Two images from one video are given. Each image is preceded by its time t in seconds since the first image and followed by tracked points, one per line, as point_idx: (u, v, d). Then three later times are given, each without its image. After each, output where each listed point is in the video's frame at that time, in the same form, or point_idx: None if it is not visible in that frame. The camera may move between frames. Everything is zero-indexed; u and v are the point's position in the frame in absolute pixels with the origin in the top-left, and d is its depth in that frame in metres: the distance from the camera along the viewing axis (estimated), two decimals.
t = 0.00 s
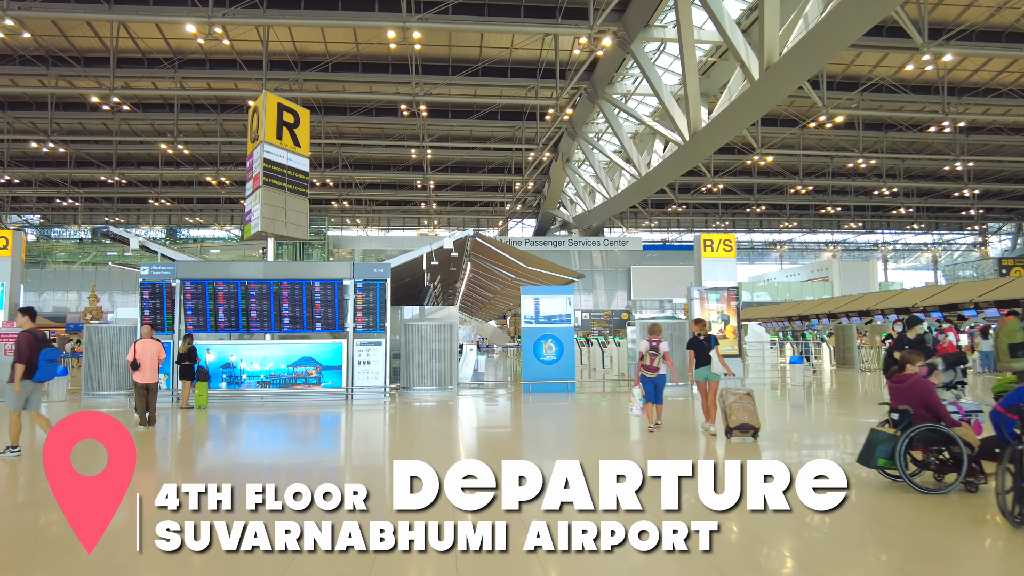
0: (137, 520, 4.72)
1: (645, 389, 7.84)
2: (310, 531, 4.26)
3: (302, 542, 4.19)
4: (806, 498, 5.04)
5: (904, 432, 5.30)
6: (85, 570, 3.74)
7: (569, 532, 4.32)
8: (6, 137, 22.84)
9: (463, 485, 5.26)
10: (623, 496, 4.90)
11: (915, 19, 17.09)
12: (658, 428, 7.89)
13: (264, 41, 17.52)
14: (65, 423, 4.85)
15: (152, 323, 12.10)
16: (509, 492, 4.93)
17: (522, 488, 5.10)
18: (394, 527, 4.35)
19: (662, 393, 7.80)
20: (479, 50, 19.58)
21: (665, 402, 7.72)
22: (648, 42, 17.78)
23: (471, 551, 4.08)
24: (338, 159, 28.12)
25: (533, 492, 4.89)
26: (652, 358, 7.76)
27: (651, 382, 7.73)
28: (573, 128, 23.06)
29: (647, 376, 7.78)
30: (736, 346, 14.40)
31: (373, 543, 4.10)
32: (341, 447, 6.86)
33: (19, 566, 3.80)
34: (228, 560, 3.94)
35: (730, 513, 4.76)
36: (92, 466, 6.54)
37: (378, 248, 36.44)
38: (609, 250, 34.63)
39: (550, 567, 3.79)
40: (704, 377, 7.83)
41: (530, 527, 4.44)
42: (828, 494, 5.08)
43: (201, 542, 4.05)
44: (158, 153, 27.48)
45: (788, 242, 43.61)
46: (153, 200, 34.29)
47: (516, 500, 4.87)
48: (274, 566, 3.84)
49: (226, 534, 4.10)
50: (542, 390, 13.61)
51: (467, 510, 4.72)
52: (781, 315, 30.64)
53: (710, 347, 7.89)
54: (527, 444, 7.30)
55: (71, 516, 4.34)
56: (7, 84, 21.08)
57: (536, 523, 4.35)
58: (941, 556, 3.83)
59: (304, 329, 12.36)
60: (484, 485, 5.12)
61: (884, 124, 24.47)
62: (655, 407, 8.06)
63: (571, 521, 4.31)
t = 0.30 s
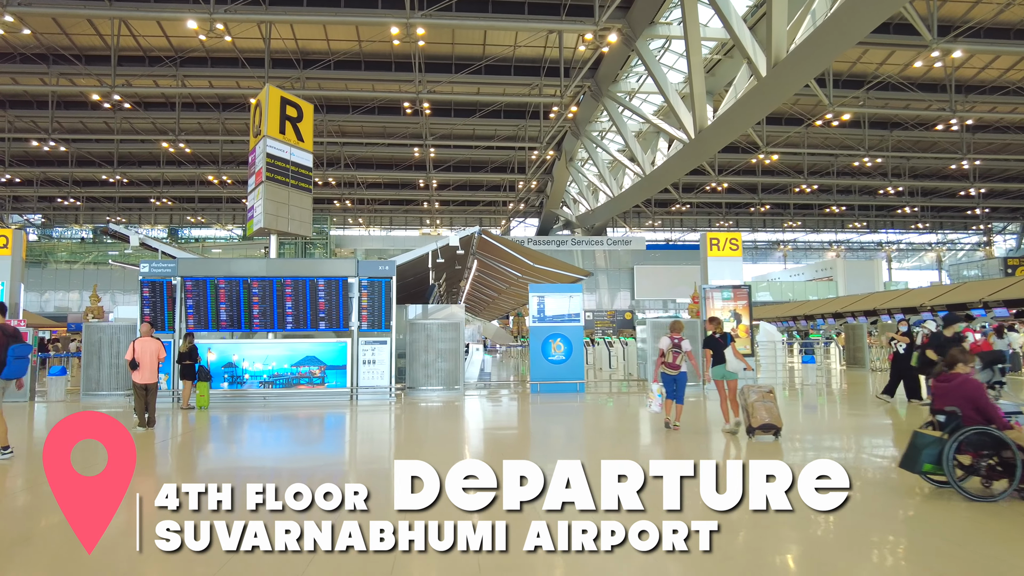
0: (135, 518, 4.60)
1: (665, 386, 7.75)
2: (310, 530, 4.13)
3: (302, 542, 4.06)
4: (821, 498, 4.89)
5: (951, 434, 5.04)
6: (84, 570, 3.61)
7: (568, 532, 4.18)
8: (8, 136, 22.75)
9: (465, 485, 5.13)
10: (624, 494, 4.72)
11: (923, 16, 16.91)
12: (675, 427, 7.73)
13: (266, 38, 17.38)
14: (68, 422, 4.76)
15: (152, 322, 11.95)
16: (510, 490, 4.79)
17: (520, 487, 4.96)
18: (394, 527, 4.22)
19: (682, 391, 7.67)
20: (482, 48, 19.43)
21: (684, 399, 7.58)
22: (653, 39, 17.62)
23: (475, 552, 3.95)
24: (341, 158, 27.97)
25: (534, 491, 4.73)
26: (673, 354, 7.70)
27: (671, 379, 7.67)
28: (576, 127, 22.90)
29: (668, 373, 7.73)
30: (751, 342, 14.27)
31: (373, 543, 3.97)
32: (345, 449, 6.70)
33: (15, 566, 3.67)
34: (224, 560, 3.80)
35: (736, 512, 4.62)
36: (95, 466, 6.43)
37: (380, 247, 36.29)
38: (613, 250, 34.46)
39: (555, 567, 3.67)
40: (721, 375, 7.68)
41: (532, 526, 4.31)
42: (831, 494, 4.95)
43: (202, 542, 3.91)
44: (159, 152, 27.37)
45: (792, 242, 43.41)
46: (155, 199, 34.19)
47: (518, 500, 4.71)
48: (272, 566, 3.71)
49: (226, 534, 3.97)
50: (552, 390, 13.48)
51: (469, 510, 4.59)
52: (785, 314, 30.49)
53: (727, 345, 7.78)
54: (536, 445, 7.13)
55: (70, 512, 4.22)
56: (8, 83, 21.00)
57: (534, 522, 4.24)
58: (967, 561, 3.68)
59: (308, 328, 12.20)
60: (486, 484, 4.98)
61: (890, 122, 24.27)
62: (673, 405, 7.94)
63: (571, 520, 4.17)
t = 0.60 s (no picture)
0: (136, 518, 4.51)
1: (690, 389, 7.61)
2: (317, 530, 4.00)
3: (308, 542, 3.92)
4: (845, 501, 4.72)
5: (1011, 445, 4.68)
6: (80, 570, 3.51)
7: (585, 532, 4.01)
8: (15, 137, 22.71)
9: (498, 486, 4.97)
10: (670, 493, 4.57)
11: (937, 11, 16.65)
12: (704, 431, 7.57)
13: (273, 36, 17.26)
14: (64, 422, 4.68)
15: (156, 323, 11.85)
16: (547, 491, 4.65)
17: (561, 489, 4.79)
18: (402, 528, 4.09)
19: (707, 393, 7.50)
20: (489, 46, 19.27)
21: (708, 402, 7.42)
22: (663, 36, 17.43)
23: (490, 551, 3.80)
24: (347, 158, 27.86)
25: (572, 492, 4.60)
26: (695, 357, 7.50)
27: (695, 382, 7.51)
28: (584, 125, 22.72)
29: (691, 376, 7.58)
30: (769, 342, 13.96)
31: (381, 543, 3.84)
32: (356, 452, 6.55)
33: (12, 567, 3.56)
34: (224, 560, 3.67)
35: (759, 514, 4.49)
36: (92, 465, 6.33)
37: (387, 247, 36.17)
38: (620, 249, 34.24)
39: (564, 567, 3.53)
40: (745, 377, 7.46)
41: (547, 527, 4.17)
42: (899, 494, 4.83)
43: (202, 542, 3.81)
44: (165, 152, 27.34)
45: (800, 241, 43.09)
46: (161, 200, 34.16)
47: (555, 500, 4.58)
48: (271, 566, 3.59)
49: (229, 534, 3.86)
50: (564, 391, 13.28)
51: (499, 511, 4.49)
52: (795, 314, 30.24)
53: (749, 347, 7.53)
54: (549, 448, 6.95)
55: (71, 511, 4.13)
56: (14, 82, 20.96)
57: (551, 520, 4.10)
58: (1005, 565, 3.51)
59: (315, 328, 12.07)
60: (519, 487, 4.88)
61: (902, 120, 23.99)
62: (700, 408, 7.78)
63: (587, 519, 4.00)
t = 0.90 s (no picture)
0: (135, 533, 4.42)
1: (720, 389, 7.50)
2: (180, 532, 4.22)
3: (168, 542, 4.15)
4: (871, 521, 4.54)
5: None
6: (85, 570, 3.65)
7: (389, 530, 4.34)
8: (21, 136, 22.67)
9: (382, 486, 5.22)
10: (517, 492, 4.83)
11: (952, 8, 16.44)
12: (735, 430, 7.46)
13: (279, 33, 17.12)
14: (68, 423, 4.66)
15: (163, 322, 11.72)
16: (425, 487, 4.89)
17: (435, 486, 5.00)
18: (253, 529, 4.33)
19: (737, 393, 7.44)
20: (497, 43, 19.10)
21: (740, 400, 7.34)
22: (672, 32, 17.26)
23: (373, 553, 4.04)
24: (353, 157, 27.75)
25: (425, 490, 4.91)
26: (723, 357, 7.50)
27: (724, 382, 7.45)
28: (592, 124, 22.50)
29: (720, 376, 7.51)
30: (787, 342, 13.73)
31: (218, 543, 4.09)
32: (367, 454, 6.39)
33: (20, 568, 3.70)
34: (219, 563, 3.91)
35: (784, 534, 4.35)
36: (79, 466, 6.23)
37: (393, 247, 36.05)
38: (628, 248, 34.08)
39: (569, 567, 3.77)
40: (771, 378, 7.31)
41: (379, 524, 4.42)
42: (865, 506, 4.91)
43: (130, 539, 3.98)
44: (172, 152, 27.30)
45: (809, 240, 42.78)
46: (168, 199, 34.11)
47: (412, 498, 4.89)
48: (235, 569, 3.82)
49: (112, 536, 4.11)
50: (578, 392, 13.20)
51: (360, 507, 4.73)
52: (805, 314, 30.04)
53: (778, 346, 7.40)
54: (564, 452, 6.79)
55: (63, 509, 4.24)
56: (21, 82, 20.91)
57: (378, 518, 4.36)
58: None
59: (325, 327, 11.95)
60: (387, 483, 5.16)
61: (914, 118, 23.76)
62: (731, 408, 7.67)
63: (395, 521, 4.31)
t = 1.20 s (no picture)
0: (140, 544, 4.31)
1: (748, 392, 7.37)
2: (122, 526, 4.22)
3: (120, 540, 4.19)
4: (901, 531, 4.34)
5: None
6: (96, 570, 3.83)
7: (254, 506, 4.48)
8: (29, 136, 22.67)
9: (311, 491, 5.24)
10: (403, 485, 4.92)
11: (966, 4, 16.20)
12: (763, 434, 7.27)
13: (287, 32, 17.02)
14: (61, 424, 4.07)
15: (170, 322, 11.63)
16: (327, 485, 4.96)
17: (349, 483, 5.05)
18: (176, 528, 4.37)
19: (765, 395, 7.31)
20: (505, 41, 19.00)
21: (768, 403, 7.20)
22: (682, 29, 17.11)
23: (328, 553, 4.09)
24: (361, 156, 27.68)
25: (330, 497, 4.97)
26: (758, 357, 7.29)
27: (755, 383, 7.27)
28: (600, 122, 22.28)
29: (752, 377, 7.34)
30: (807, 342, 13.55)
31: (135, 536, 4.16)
32: (376, 456, 6.29)
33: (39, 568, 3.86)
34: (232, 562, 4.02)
35: (811, 545, 4.17)
36: (81, 470, 6.11)
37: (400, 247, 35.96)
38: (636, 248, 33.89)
39: (579, 568, 3.92)
40: (797, 377, 7.21)
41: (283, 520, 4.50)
42: (873, 504, 4.90)
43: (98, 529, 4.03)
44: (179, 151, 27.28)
45: (818, 240, 42.46)
46: (175, 200, 34.13)
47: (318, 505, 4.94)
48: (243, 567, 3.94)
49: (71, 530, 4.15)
50: (593, 393, 12.98)
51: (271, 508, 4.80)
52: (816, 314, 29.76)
53: (806, 345, 7.25)
54: (579, 455, 6.65)
55: (72, 517, 4.07)
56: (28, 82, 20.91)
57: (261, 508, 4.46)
58: None
59: (335, 327, 11.83)
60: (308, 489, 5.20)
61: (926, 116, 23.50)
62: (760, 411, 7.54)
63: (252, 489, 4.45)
